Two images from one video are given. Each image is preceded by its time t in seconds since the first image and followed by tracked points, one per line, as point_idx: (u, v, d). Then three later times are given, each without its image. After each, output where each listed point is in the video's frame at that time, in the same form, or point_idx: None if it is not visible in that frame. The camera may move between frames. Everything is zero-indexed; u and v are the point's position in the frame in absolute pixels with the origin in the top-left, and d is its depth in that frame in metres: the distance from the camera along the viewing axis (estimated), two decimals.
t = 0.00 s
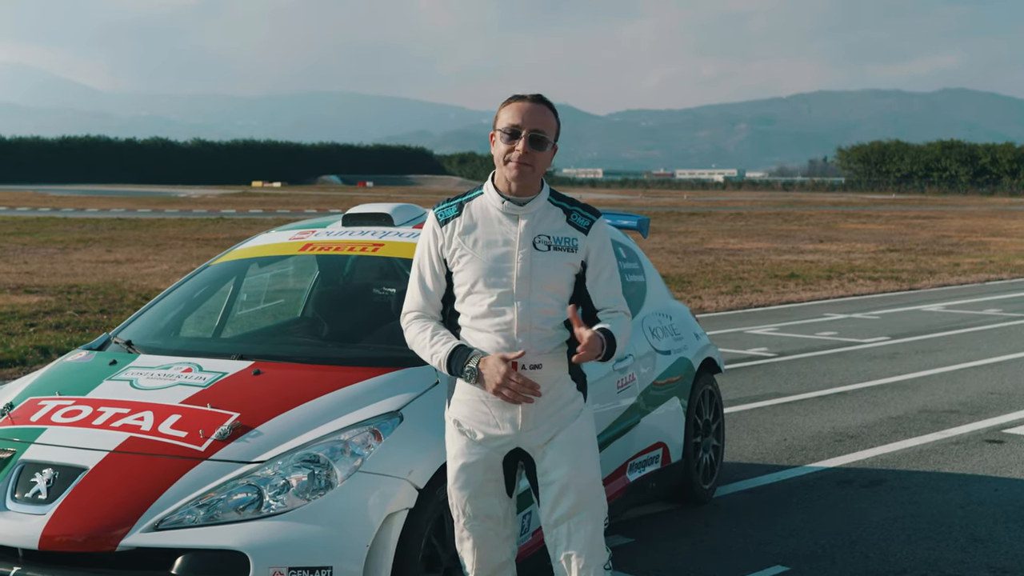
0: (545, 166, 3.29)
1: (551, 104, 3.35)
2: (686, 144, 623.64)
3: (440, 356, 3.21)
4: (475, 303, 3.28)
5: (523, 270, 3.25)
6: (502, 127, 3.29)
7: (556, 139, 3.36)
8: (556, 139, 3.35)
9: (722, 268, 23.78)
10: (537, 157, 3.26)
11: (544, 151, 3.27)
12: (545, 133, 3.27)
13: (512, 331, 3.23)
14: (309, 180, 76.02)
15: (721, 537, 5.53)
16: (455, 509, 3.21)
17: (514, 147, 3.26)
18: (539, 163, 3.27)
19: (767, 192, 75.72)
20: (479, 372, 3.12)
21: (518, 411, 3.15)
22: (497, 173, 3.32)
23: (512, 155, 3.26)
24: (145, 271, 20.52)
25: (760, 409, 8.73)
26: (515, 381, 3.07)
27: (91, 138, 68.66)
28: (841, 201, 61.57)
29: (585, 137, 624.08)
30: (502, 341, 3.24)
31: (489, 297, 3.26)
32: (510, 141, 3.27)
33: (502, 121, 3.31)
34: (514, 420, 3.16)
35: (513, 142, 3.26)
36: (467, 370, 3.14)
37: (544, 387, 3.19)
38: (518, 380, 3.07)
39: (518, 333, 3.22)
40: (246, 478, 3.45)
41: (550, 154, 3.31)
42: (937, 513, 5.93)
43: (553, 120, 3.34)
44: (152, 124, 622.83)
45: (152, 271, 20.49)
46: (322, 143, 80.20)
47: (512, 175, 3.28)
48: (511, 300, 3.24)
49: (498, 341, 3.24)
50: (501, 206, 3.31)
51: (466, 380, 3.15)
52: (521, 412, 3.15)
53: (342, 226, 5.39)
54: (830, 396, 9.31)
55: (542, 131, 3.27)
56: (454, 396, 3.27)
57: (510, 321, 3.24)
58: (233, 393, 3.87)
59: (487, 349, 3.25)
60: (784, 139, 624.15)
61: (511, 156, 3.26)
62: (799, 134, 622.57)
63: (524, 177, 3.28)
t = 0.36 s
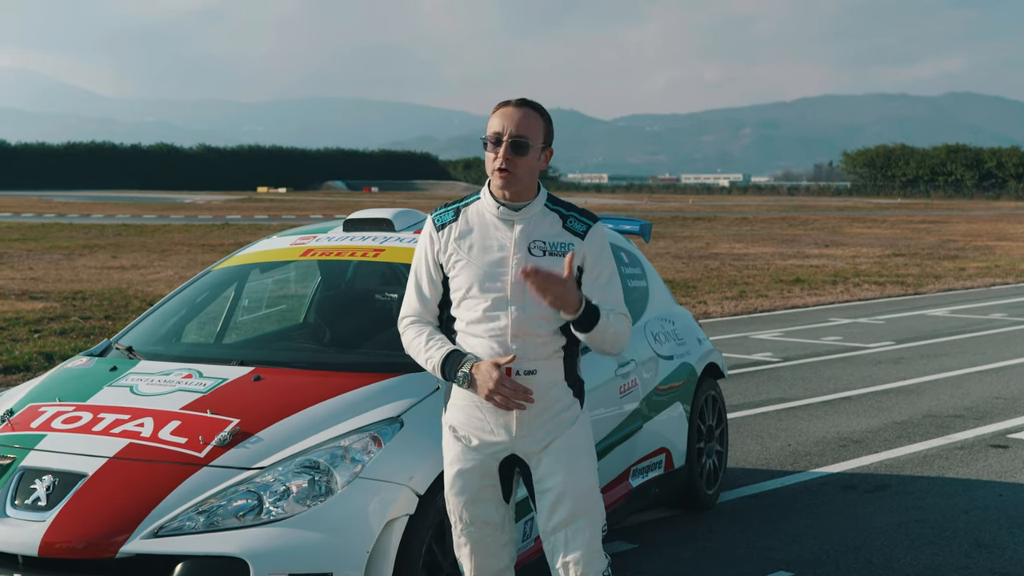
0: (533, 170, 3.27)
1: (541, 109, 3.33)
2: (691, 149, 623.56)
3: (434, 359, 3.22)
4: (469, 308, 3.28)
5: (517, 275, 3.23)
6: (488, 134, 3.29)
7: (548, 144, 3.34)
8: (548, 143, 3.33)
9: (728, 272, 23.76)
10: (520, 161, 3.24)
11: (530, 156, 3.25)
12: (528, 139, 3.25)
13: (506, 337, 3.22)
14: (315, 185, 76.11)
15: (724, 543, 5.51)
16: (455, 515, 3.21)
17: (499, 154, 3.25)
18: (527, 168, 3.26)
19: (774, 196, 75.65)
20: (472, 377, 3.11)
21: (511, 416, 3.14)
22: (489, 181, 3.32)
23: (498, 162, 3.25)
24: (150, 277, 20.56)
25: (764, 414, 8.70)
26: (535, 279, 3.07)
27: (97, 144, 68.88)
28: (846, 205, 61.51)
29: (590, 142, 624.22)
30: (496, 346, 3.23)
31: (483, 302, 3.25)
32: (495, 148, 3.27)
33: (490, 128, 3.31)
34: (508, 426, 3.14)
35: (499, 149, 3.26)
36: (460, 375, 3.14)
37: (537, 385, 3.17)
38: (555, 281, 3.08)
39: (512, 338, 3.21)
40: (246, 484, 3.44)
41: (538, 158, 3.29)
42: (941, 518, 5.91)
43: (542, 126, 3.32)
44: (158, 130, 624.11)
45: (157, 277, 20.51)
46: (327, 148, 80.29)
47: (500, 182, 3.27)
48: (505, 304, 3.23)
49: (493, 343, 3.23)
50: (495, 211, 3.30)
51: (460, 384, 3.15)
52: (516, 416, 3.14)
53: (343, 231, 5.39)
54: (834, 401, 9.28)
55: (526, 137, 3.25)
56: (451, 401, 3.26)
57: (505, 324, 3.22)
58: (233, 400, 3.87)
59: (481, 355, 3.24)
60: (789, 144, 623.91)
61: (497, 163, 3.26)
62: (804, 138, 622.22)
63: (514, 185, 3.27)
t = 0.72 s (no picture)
0: (519, 177, 3.27)
1: (527, 117, 3.30)
2: (691, 152, 623.80)
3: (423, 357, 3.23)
4: (457, 310, 3.28)
5: (504, 279, 3.23)
6: (474, 144, 3.28)
7: (536, 149, 3.33)
8: (536, 149, 3.31)
9: (726, 276, 23.76)
10: (507, 171, 3.24)
11: (513, 166, 3.24)
12: (512, 150, 3.23)
13: (492, 340, 3.21)
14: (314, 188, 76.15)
15: (719, 546, 5.51)
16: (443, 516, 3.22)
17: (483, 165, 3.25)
18: (512, 178, 3.25)
19: (773, 199, 75.61)
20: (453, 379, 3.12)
21: (496, 418, 3.13)
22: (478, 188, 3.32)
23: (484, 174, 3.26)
24: (148, 280, 20.55)
25: (761, 417, 8.69)
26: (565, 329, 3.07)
27: (96, 147, 68.88)
28: (845, 209, 61.51)
29: (589, 145, 624.42)
30: (481, 349, 3.23)
31: (471, 304, 3.25)
32: (481, 158, 3.26)
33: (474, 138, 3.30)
34: (493, 429, 3.14)
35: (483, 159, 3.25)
36: (443, 376, 3.15)
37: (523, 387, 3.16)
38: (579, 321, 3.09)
39: (497, 340, 3.20)
40: (237, 487, 3.43)
41: (526, 165, 3.28)
42: (937, 521, 5.90)
43: (530, 134, 3.29)
44: (157, 133, 624.05)
45: (155, 280, 20.50)
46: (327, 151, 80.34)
47: (488, 191, 3.27)
48: (490, 307, 3.23)
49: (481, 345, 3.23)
50: (485, 215, 3.30)
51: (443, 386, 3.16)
52: (501, 418, 3.13)
53: (338, 234, 5.39)
54: (831, 405, 9.28)
55: (510, 147, 3.23)
56: (438, 402, 3.27)
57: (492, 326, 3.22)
58: (225, 402, 3.86)
59: (467, 356, 3.25)
60: (788, 147, 624.28)
61: (482, 173, 3.25)
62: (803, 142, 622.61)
63: (501, 191, 3.27)
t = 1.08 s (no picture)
0: (464, 181, 3.25)
1: (481, 116, 3.30)
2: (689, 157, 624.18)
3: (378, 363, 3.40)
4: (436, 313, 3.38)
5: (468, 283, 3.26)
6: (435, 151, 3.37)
7: (490, 148, 3.28)
8: (486, 148, 3.27)
9: (723, 280, 23.77)
10: (448, 178, 3.27)
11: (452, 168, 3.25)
12: (450, 156, 3.26)
13: (453, 345, 3.25)
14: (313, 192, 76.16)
15: (714, 550, 5.50)
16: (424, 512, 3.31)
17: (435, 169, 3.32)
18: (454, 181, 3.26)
19: (771, 205, 75.66)
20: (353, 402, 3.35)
21: (454, 425, 3.18)
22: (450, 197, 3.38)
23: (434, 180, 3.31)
24: (146, 283, 20.55)
25: (756, 421, 8.69)
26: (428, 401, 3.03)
27: (95, 150, 68.89)
28: (843, 214, 61.55)
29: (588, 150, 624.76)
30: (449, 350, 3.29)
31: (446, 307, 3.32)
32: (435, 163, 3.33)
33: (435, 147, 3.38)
34: (451, 436, 3.19)
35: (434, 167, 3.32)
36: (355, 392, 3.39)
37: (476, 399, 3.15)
38: (441, 391, 3.00)
39: (461, 343, 3.24)
40: (227, 490, 3.42)
41: (473, 168, 3.26)
42: (932, 526, 5.89)
43: (477, 133, 3.28)
44: (156, 137, 624.05)
45: (152, 284, 20.50)
46: (325, 155, 80.36)
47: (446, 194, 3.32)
48: (459, 311, 3.27)
49: (451, 349, 3.26)
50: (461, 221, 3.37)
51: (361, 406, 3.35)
52: (458, 422, 3.18)
53: (332, 237, 5.37)
54: (828, 409, 9.26)
55: (446, 153, 3.27)
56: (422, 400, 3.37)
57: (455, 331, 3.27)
58: (216, 405, 3.85)
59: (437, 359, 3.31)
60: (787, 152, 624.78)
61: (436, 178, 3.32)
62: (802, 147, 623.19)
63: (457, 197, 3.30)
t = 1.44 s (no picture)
0: (422, 192, 3.35)
1: (434, 123, 3.39)
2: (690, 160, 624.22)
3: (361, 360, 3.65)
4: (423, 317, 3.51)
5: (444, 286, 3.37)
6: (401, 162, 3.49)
7: (446, 156, 3.36)
8: (440, 157, 3.35)
9: (723, 283, 23.73)
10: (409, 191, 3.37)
11: (412, 180, 3.35)
12: (409, 168, 3.36)
13: (432, 346, 3.37)
14: (312, 194, 76.13)
15: (710, 553, 5.48)
16: (413, 512, 3.35)
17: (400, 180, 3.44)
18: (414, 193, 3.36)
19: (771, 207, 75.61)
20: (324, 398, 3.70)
21: (438, 426, 3.26)
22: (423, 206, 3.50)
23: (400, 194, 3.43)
24: (144, 286, 20.51)
25: (755, 424, 8.67)
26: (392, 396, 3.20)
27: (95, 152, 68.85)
28: (842, 217, 61.47)
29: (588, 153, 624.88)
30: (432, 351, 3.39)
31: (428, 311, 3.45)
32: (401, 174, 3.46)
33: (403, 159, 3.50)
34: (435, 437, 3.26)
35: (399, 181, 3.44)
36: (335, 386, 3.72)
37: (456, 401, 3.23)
38: (404, 391, 3.13)
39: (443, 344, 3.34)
40: (220, 492, 3.41)
41: (430, 177, 3.35)
42: (929, 529, 5.88)
43: (431, 142, 3.36)
44: (156, 139, 624.22)
45: (151, 286, 20.46)
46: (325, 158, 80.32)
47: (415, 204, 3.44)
48: (438, 314, 3.38)
49: (431, 351, 3.37)
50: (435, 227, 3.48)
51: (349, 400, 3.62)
52: (441, 423, 3.25)
53: (328, 239, 5.36)
54: (826, 412, 9.25)
55: (404, 167, 3.38)
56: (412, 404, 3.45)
57: (434, 332, 3.38)
58: (210, 407, 3.84)
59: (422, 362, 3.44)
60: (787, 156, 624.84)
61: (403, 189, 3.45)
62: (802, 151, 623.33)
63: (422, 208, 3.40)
